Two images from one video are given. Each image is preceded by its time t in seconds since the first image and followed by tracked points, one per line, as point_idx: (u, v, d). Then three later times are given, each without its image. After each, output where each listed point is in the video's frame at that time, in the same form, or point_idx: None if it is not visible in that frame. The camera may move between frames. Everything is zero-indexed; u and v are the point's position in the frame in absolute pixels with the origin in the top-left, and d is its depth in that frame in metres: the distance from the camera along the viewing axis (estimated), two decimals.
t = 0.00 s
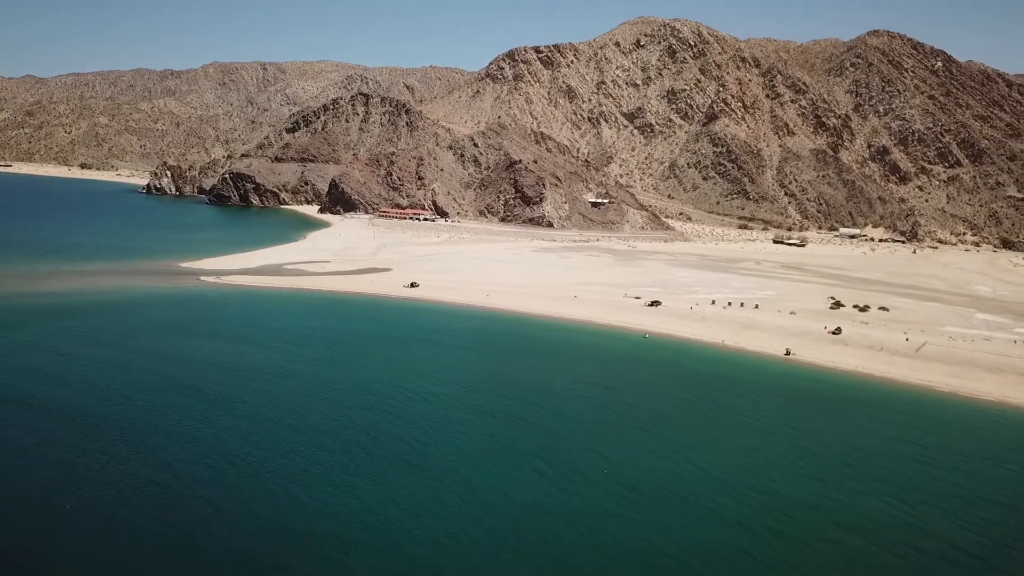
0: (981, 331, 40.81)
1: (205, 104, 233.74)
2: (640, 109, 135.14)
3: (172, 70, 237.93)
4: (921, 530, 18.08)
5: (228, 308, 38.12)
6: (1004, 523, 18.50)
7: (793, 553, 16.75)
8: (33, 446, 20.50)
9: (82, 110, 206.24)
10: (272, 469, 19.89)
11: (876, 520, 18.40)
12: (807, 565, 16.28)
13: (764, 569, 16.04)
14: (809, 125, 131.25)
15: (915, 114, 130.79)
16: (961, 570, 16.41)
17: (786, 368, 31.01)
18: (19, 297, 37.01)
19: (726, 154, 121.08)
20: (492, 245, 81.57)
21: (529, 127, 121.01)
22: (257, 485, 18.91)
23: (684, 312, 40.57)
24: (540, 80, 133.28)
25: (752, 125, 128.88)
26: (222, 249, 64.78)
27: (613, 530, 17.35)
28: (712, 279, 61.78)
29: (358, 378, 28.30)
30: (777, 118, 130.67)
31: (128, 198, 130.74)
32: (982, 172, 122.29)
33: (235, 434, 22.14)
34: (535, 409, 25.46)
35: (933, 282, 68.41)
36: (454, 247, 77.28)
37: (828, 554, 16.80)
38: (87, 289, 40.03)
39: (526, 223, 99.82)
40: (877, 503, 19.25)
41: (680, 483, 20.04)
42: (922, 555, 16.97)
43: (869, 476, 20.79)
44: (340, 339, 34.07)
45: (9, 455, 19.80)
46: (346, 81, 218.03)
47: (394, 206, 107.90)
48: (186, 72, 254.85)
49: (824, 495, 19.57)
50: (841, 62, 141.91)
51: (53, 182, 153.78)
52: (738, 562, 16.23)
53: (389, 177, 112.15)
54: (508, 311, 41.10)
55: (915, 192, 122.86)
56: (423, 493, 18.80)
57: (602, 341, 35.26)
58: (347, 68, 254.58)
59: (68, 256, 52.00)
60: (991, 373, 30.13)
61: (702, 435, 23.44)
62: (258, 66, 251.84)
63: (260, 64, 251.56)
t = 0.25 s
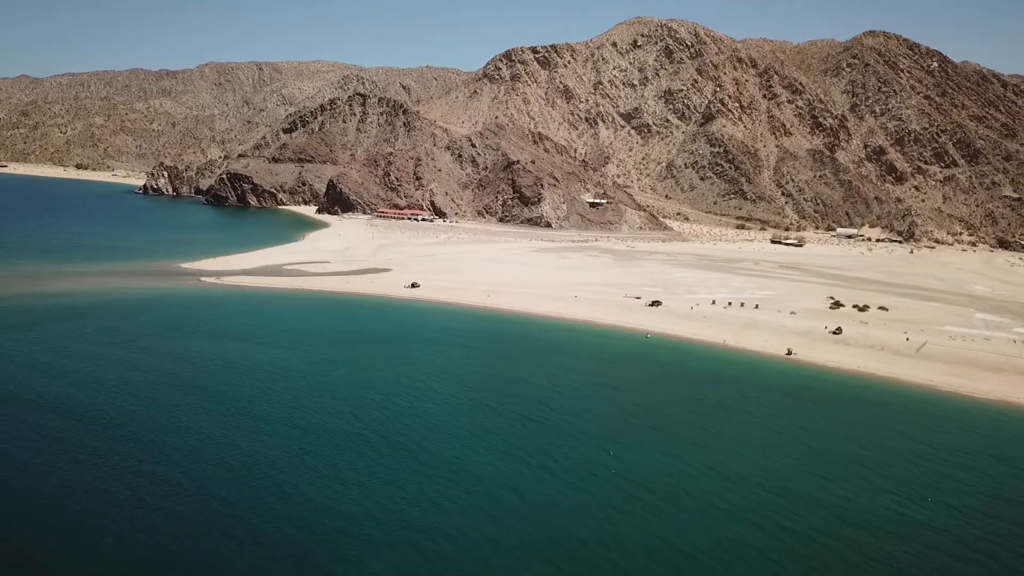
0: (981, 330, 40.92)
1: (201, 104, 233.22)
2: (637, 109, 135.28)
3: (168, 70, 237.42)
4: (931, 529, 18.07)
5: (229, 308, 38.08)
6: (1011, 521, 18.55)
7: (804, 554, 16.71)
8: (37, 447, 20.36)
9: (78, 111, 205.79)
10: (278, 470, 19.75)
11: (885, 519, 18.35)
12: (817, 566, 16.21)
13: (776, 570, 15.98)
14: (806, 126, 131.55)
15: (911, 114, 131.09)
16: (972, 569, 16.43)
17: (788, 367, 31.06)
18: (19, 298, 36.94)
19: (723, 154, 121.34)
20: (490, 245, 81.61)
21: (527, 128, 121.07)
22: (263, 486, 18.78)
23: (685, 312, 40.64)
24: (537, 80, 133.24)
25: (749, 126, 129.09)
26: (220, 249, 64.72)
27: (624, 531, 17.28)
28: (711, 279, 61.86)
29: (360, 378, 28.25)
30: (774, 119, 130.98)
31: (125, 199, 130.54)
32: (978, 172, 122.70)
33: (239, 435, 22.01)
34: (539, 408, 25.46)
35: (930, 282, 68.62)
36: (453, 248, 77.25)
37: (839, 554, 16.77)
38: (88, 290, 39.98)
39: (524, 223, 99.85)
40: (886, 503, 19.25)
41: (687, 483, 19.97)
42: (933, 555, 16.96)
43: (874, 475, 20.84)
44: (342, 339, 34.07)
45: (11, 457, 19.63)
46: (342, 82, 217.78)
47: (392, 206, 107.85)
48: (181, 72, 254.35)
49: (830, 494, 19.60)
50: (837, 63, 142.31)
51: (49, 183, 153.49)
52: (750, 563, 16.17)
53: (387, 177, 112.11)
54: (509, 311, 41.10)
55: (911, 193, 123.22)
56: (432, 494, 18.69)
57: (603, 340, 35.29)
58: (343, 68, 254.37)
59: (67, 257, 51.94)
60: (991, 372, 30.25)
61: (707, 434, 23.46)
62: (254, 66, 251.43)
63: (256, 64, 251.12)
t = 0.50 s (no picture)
0: (980, 330, 41.05)
1: (197, 104, 232.68)
2: (635, 109, 135.38)
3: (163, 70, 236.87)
4: (938, 527, 18.14)
5: (231, 309, 38.02)
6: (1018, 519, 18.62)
7: (813, 552, 16.76)
8: (43, 448, 20.25)
9: (74, 111, 205.28)
10: (285, 471, 19.71)
11: (892, 518, 18.42)
12: (827, 566, 16.23)
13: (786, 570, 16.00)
14: (803, 126, 131.82)
15: (907, 115, 131.35)
16: (980, 567, 16.50)
17: (790, 367, 31.12)
18: (19, 299, 36.86)
19: (720, 154, 121.57)
20: (489, 245, 81.63)
21: (525, 128, 121.07)
22: (271, 486, 18.73)
23: (686, 312, 40.69)
24: (534, 80, 133.19)
25: (746, 126, 129.27)
26: (219, 250, 64.65)
27: (632, 531, 17.26)
28: (710, 279, 61.96)
29: (363, 378, 28.22)
30: (771, 119, 131.26)
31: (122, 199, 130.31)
32: (975, 172, 123.08)
33: (244, 436, 21.93)
34: (543, 408, 25.48)
35: (929, 282, 68.83)
36: (452, 248, 77.22)
37: (847, 552, 16.83)
38: (89, 291, 39.92)
39: (522, 223, 99.87)
40: (893, 502, 19.31)
41: (694, 482, 20.00)
42: (940, 553, 17.04)
43: (880, 474, 20.90)
44: (344, 339, 34.06)
45: (17, 458, 19.55)
46: (339, 82, 217.44)
47: (390, 206, 107.80)
48: (177, 72, 253.84)
49: (837, 492, 19.64)
50: (833, 63, 142.63)
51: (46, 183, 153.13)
52: (759, 563, 16.19)
53: (385, 177, 112.04)
54: (510, 311, 41.14)
55: (908, 192, 123.50)
56: (440, 494, 18.66)
57: (605, 340, 35.31)
58: (339, 68, 254.07)
59: (66, 258, 51.87)
60: (993, 372, 30.35)
61: (712, 433, 23.48)
62: (250, 66, 251.04)
63: (252, 64, 250.62)
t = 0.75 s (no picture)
0: (980, 330, 41.17)
1: (192, 104, 232.15)
2: (632, 110, 135.47)
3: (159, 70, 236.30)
4: (947, 525, 18.19)
5: (231, 310, 37.93)
6: None
7: (824, 550, 16.77)
8: (49, 448, 20.14)
9: (70, 111, 204.95)
10: (293, 470, 19.65)
11: (902, 516, 18.45)
12: (839, 564, 16.24)
13: (798, 568, 15.99)
14: (800, 126, 132.10)
15: (904, 115, 131.59)
16: (990, 566, 16.54)
17: (792, 367, 31.16)
18: (19, 300, 36.79)
19: (718, 155, 121.79)
20: (488, 245, 81.66)
21: (523, 128, 121.06)
22: (279, 485, 18.69)
23: (687, 312, 40.74)
24: (532, 81, 133.10)
25: (744, 126, 129.46)
26: (217, 249, 64.63)
27: (642, 530, 17.23)
28: (710, 279, 62.02)
29: (365, 378, 28.14)
30: (768, 119, 131.49)
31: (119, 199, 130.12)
32: (971, 172, 123.45)
33: (251, 435, 21.84)
34: (548, 407, 25.45)
35: (927, 282, 69.03)
36: (451, 248, 77.18)
37: (859, 551, 16.82)
38: (88, 292, 39.80)
39: (521, 224, 99.91)
40: (901, 500, 19.36)
41: (702, 481, 19.99)
42: (952, 551, 17.06)
43: (888, 473, 20.94)
44: (346, 339, 34.02)
45: (25, 456, 19.52)
46: (335, 82, 217.13)
47: (389, 207, 107.75)
48: (173, 72, 253.30)
49: (848, 491, 19.61)
50: (830, 64, 142.94)
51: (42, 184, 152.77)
52: (770, 562, 16.18)
53: (383, 177, 111.99)
54: (511, 311, 41.15)
55: (905, 192, 123.79)
56: (449, 493, 18.62)
57: (607, 340, 35.30)
58: (335, 69, 253.72)
59: (65, 259, 51.85)
60: (994, 371, 30.45)
61: (719, 432, 23.46)
62: (246, 66, 250.73)
63: (248, 64, 250.11)
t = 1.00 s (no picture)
0: (979, 330, 41.34)
1: (189, 104, 231.61)
2: (630, 110, 135.53)
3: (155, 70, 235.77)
4: (955, 524, 18.24)
5: (232, 310, 37.90)
6: None
7: (834, 549, 16.82)
8: (55, 449, 20.07)
9: (65, 111, 204.44)
10: (301, 470, 19.61)
11: (910, 516, 18.51)
12: (849, 563, 16.27)
13: (808, 567, 16.03)
14: (797, 126, 132.37)
15: (901, 115, 131.86)
16: (999, 564, 16.61)
17: (795, 367, 31.23)
18: (20, 300, 36.75)
19: (716, 155, 121.95)
20: (487, 245, 81.74)
21: (520, 128, 121.07)
22: (287, 485, 18.70)
23: (688, 312, 40.81)
24: (530, 81, 133.08)
25: (741, 126, 129.71)
26: (216, 249, 64.54)
27: (652, 529, 17.26)
28: (709, 279, 62.15)
29: (369, 378, 28.11)
30: (765, 119, 131.75)
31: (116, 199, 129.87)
32: (968, 172, 123.85)
33: (257, 436, 21.80)
34: (553, 407, 25.46)
35: (926, 282, 69.29)
36: (450, 248, 77.18)
37: (868, 550, 16.86)
38: (89, 292, 39.73)
39: (519, 224, 99.95)
40: (908, 499, 19.42)
41: (710, 480, 20.02)
42: (960, 549, 17.14)
43: (893, 472, 20.99)
44: (348, 339, 33.98)
45: (31, 456, 19.49)
46: (332, 82, 216.95)
47: (387, 207, 107.73)
48: (169, 72, 252.79)
49: (854, 491, 19.67)
50: (827, 64, 143.27)
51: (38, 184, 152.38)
52: (780, 561, 16.23)
53: (381, 178, 111.99)
54: (512, 311, 41.19)
55: (902, 193, 124.05)
56: (459, 493, 18.63)
57: (609, 340, 35.36)
58: (332, 69, 253.53)
59: (64, 259, 51.79)
60: (994, 370, 30.60)
61: (724, 432, 23.49)
62: (243, 66, 250.39)
63: (244, 64, 249.68)
